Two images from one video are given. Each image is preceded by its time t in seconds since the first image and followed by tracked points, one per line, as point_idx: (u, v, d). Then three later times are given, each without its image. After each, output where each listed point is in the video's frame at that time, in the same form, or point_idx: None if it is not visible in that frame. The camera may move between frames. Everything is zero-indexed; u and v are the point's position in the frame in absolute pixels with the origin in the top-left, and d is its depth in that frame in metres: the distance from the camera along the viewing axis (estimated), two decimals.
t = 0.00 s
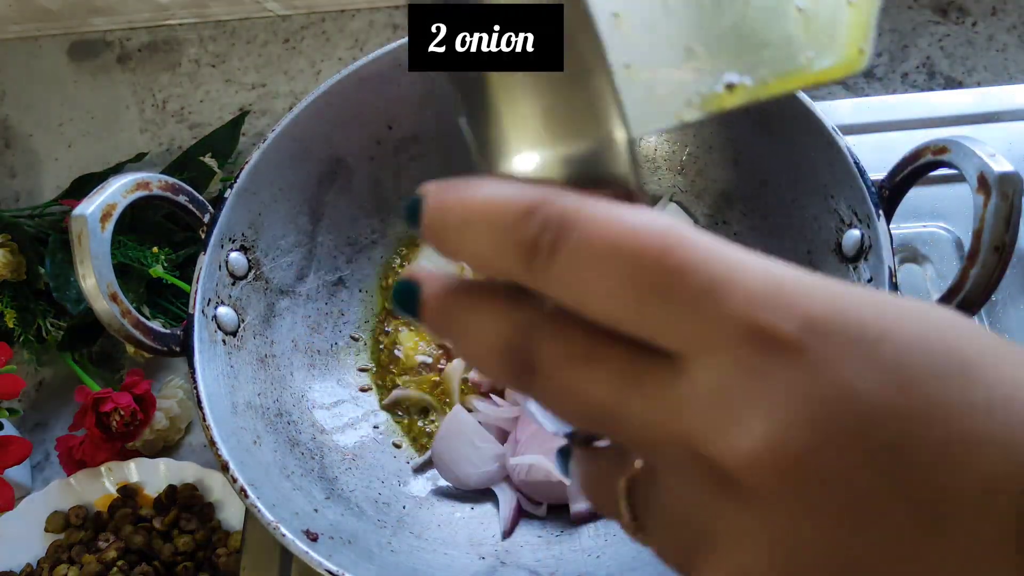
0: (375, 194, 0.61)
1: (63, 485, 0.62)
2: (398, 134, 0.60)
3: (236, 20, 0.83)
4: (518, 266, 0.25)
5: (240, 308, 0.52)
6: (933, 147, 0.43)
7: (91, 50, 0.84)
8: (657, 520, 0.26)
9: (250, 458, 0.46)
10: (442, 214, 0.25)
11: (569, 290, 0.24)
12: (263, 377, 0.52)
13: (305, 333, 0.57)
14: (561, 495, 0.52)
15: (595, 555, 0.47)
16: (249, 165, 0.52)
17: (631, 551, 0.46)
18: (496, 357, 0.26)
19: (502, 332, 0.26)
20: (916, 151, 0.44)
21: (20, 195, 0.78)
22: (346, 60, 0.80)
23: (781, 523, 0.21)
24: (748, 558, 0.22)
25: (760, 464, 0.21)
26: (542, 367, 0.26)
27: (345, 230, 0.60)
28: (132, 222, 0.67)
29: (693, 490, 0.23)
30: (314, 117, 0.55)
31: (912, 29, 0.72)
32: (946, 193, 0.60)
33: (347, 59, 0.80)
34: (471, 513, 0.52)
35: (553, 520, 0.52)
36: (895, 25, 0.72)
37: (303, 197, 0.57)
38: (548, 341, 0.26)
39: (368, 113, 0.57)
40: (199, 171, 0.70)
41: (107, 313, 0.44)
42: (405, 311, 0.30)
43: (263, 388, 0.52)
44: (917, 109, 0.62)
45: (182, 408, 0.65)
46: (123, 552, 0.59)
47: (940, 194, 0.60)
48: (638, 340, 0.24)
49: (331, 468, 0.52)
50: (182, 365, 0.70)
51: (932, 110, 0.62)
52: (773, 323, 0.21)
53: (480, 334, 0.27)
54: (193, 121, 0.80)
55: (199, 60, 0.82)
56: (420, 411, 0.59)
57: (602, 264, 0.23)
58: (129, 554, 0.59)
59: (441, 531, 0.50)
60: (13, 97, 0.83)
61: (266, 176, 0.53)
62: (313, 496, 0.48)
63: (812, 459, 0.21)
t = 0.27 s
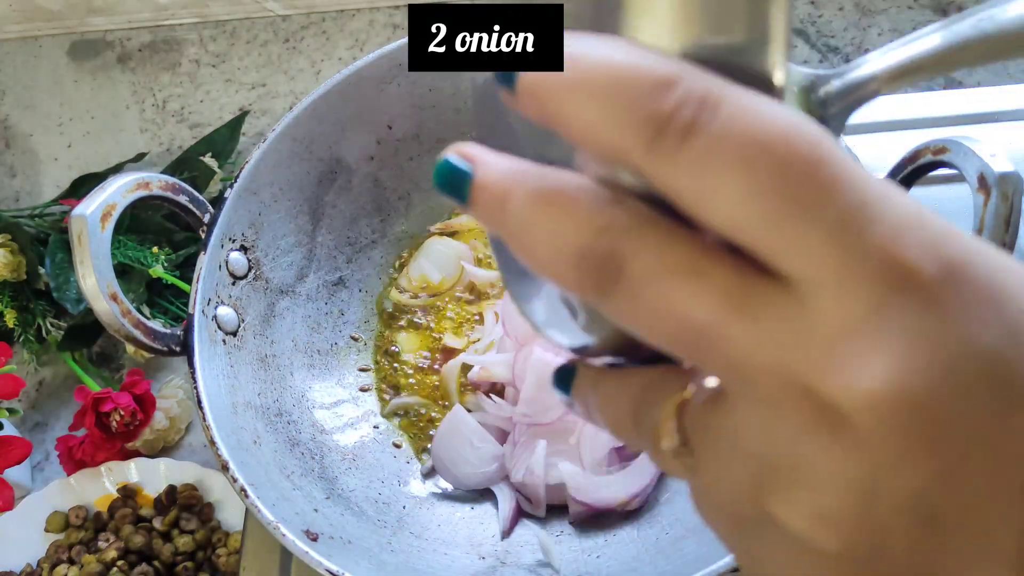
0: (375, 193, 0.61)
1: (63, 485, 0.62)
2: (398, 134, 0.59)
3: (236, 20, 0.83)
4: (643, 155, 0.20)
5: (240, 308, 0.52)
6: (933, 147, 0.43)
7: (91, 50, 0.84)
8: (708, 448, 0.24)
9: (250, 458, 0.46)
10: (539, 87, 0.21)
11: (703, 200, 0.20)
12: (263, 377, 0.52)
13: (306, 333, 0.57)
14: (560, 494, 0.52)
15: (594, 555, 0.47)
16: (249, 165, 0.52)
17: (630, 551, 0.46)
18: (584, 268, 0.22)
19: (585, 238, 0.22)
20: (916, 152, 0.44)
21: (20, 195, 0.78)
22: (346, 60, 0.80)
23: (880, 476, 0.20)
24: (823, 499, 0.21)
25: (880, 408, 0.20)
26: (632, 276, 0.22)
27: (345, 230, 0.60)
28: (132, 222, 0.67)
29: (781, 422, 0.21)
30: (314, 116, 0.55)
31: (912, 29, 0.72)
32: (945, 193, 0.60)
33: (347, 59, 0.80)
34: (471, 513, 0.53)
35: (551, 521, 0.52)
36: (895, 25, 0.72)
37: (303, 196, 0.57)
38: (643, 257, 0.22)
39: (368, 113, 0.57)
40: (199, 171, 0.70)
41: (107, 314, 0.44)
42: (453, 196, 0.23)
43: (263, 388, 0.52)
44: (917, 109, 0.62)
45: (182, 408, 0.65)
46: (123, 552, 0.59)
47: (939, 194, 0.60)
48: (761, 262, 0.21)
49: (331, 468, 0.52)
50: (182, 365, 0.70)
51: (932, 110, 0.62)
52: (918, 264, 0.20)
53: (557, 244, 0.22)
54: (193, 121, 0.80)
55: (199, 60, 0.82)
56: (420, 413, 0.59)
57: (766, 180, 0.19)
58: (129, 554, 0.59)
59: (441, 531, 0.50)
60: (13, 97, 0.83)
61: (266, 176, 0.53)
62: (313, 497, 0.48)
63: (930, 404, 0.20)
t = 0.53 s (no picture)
0: (375, 194, 0.61)
1: (63, 485, 0.62)
2: (398, 134, 0.59)
3: (236, 20, 0.83)
4: (677, 212, 0.23)
5: (240, 308, 0.52)
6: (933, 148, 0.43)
7: (91, 50, 0.84)
8: (714, 497, 0.26)
9: (251, 458, 0.46)
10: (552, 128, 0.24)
11: (729, 264, 0.23)
12: (263, 377, 0.52)
13: (306, 333, 0.57)
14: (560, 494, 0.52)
15: (594, 555, 0.47)
16: (249, 165, 0.52)
17: (630, 551, 0.46)
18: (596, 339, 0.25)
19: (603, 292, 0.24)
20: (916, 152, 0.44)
21: (20, 195, 0.78)
22: (346, 60, 0.80)
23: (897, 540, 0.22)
24: (840, 549, 0.23)
25: (906, 466, 0.22)
26: (650, 334, 0.25)
27: (344, 230, 0.60)
28: (132, 222, 0.67)
29: (800, 477, 0.23)
30: (314, 117, 0.55)
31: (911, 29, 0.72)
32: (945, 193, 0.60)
33: (347, 59, 0.79)
34: (471, 513, 0.53)
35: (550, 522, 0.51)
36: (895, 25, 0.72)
37: (303, 196, 0.57)
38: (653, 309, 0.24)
39: (368, 113, 0.57)
40: (200, 171, 0.70)
41: (107, 314, 0.44)
42: (431, 236, 0.24)
43: (263, 389, 0.52)
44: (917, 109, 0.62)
45: (182, 408, 0.65)
46: (123, 552, 0.59)
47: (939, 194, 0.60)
48: (780, 324, 0.23)
49: (331, 468, 0.52)
50: (182, 365, 0.70)
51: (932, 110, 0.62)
52: (936, 326, 0.22)
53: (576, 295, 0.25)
54: (193, 121, 0.80)
55: (199, 60, 0.82)
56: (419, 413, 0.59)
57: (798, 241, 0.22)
58: (129, 554, 0.59)
59: (441, 531, 0.50)
60: (13, 97, 0.83)
61: (266, 176, 0.53)
62: (313, 497, 0.48)
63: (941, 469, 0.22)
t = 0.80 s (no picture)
0: (375, 194, 0.61)
1: (64, 485, 0.63)
2: (398, 134, 0.59)
3: (236, 20, 0.83)
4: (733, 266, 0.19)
5: (240, 308, 0.52)
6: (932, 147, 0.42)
7: (91, 50, 0.84)
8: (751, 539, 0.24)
9: (251, 458, 0.46)
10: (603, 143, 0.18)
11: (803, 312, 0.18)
12: (263, 377, 0.52)
13: (306, 333, 0.57)
14: (559, 495, 0.52)
15: (594, 555, 0.47)
16: (249, 165, 0.52)
17: (630, 551, 0.46)
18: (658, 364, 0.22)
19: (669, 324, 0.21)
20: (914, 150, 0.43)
21: (20, 196, 0.78)
22: (346, 60, 0.80)
23: None
24: None
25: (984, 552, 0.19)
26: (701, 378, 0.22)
27: (345, 230, 0.60)
28: (132, 222, 0.67)
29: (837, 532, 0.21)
30: (314, 117, 0.55)
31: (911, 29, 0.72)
32: (945, 193, 0.60)
33: (347, 59, 0.79)
34: (471, 513, 0.53)
35: (549, 523, 0.51)
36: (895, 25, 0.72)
37: (303, 196, 0.57)
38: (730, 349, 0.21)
39: (368, 113, 0.57)
40: (199, 171, 0.70)
41: (107, 314, 0.44)
42: (560, 130, 0.18)
43: (263, 389, 0.52)
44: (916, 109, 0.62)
45: (182, 408, 0.65)
46: (123, 552, 0.59)
47: (939, 194, 0.60)
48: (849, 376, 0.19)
49: (331, 468, 0.52)
50: (183, 365, 0.70)
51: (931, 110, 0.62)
52: None
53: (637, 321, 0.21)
54: (193, 121, 0.80)
55: (199, 60, 0.82)
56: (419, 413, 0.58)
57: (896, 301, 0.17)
58: (129, 554, 0.59)
59: (441, 531, 0.50)
60: (13, 97, 0.83)
61: (266, 176, 0.53)
62: (313, 497, 0.48)
63: None
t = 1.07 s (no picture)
0: (375, 194, 0.61)
1: (64, 485, 0.62)
2: (398, 134, 0.60)
3: (236, 20, 0.83)
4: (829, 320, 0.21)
5: (240, 308, 0.52)
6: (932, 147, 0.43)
7: (91, 50, 0.84)
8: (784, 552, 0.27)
9: (250, 458, 0.46)
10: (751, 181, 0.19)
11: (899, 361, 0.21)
12: (263, 377, 0.52)
13: (306, 333, 0.57)
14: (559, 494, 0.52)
15: (594, 555, 0.47)
16: (249, 165, 0.52)
17: (631, 552, 0.46)
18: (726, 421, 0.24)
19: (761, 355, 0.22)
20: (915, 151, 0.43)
21: (20, 195, 0.78)
22: (346, 60, 0.80)
23: None
24: None
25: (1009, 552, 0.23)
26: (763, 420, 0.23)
27: (345, 230, 0.60)
28: (132, 222, 0.67)
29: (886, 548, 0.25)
30: (314, 116, 0.55)
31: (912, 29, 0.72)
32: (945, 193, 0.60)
33: (347, 59, 0.79)
34: (471, 513, 0.53)
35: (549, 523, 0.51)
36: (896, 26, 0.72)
37: (303, 196, 0.57)
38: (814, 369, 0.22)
39: (369, 113, 0.57)
40: (199, 171, 0.70)
41: (107, 314, 0.44)
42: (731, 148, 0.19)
43: (263, 389, 0.52)
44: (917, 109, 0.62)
45: (182, 408, 0.65)
46: (123, 552, 0.59)
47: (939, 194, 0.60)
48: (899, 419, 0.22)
49: (331, 468, 0.52)
50: (183, 365, 0.70)
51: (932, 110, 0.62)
52: None
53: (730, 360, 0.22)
54: (193, 121, 0.80)
55: (199, 60, 0.82)
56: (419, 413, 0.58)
57: (982, 352, 0.20)
58: (129, 554, 0.59)
59: (441, 531, 0.50)
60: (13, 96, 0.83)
61: (266, 175, 0.53)
62: (313, 497, 0.48)
63: None
